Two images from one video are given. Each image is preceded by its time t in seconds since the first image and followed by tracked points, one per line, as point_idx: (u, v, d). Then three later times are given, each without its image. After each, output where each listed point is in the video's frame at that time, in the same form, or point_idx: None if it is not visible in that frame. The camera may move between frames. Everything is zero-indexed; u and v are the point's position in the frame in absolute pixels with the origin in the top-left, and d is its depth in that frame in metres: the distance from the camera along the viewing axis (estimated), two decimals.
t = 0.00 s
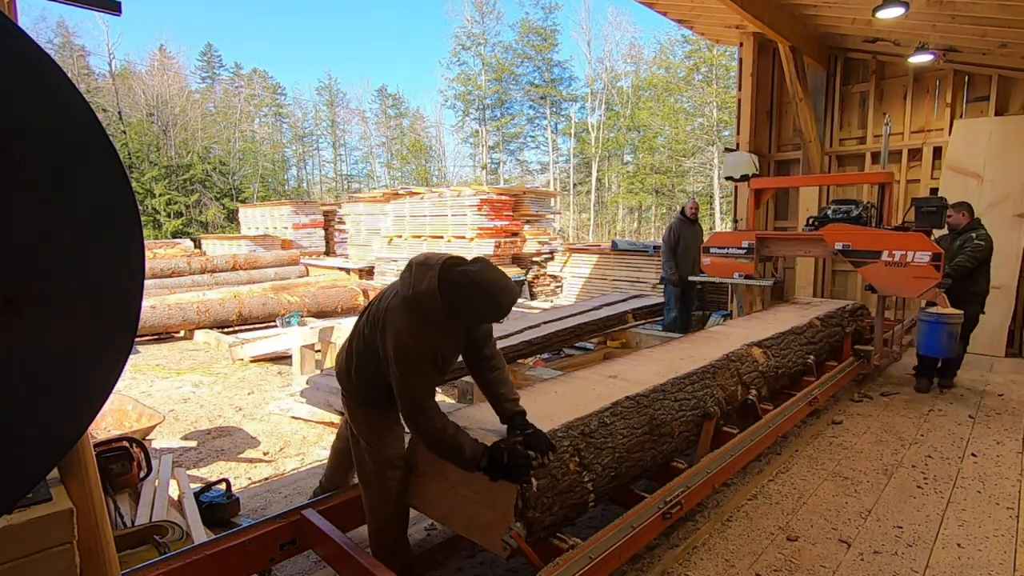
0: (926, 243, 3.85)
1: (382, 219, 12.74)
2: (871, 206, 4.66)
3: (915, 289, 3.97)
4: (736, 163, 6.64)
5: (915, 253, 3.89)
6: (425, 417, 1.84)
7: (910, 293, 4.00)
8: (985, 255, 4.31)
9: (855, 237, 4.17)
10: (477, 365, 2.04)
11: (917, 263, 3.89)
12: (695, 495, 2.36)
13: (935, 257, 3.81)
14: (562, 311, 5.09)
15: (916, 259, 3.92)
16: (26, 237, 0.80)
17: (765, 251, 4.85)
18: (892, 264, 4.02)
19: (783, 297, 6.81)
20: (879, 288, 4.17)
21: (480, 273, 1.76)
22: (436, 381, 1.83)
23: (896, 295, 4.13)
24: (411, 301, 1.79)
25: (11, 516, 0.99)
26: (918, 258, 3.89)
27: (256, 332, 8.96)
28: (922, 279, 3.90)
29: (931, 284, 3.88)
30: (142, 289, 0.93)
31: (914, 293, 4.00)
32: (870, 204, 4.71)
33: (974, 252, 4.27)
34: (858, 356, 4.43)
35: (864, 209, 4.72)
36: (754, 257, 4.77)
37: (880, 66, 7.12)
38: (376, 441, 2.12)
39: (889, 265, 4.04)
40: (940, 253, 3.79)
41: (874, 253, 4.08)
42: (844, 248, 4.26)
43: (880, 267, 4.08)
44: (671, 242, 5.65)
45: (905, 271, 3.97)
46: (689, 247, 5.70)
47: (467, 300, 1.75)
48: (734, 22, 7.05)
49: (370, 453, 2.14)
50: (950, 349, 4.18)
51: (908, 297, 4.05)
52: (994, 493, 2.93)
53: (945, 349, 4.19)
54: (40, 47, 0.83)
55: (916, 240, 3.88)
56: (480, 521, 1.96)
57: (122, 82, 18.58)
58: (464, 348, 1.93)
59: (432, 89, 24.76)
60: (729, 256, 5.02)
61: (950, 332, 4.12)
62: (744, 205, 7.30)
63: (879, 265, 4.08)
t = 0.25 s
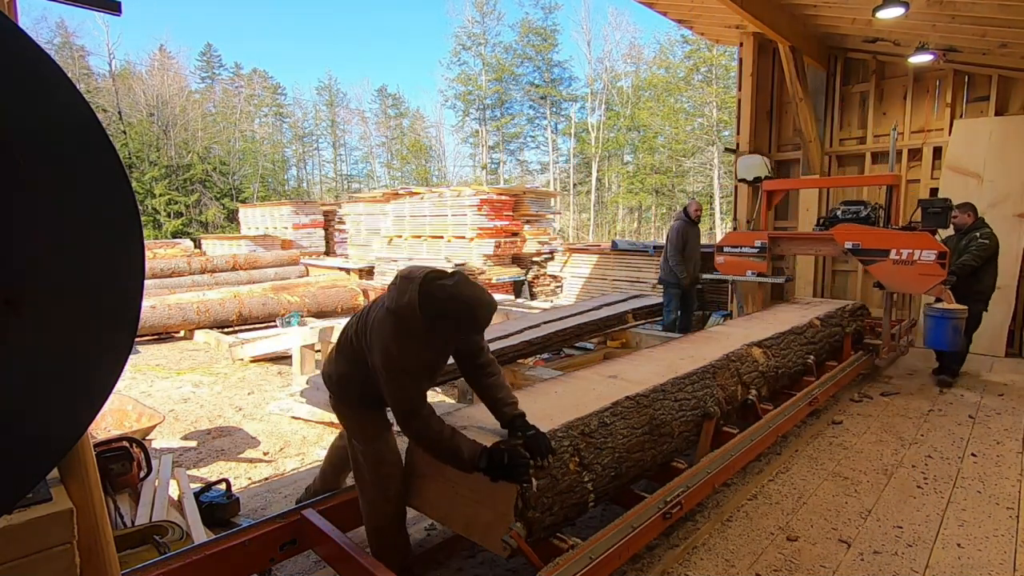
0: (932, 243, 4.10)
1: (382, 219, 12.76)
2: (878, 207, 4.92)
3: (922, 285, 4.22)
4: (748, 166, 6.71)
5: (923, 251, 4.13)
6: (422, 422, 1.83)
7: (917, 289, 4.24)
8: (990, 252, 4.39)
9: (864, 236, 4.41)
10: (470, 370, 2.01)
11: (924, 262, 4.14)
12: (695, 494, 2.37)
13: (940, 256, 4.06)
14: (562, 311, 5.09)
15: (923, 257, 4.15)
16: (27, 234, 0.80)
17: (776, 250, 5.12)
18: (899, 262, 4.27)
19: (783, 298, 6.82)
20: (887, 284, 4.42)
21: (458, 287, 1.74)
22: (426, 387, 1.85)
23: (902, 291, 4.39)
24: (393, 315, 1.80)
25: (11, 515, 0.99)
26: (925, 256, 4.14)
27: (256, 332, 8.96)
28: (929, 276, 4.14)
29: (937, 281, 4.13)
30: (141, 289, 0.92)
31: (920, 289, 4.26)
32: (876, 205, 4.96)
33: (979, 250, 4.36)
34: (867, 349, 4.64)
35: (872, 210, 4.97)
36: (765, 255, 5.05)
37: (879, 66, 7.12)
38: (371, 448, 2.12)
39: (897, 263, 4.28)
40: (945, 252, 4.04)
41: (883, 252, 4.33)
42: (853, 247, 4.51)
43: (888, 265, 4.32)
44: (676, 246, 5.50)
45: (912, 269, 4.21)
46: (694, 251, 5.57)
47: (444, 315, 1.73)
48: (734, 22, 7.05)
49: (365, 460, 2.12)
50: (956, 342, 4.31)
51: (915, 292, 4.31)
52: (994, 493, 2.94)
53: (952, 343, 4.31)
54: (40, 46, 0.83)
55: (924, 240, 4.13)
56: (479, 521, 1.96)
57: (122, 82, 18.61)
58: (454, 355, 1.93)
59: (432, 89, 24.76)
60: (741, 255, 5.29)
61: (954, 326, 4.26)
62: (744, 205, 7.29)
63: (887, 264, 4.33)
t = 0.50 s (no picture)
0: (938, 242, 4.49)
1: (382, 218, 12.77)
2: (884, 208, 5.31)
3: (928, 281, 4.61)
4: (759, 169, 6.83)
5: (929, 250, 4.53)
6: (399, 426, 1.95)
7: (923, 285, 4.64)
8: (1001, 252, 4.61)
9: (874, 236, 4.80)
10: (443, 379, 2.10)
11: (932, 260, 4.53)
12: (695, 495, 2.37)
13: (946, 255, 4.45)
14: (562, 311, 5.09)
15: (930, 256, 4.55)
16: (28, 233, 0.80)
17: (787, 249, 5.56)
18: (907, 260, 4.66)
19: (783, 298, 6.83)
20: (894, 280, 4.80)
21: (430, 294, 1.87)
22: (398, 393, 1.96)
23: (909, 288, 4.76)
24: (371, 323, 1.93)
25: (11, 515, 0.99)
26: (932, 255, 4.54)
27: (256, 332, 8.96)
28: (934, 273, 4.55)
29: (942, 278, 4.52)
30: (141, 289, 0.93)
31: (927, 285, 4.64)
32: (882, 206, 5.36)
33: (989, 249, 4.60)
34: (877, 343, 5.00)
35: (878, 211, 5.36)
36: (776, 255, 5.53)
37: (879, 66, 7.12)
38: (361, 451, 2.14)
39: (905, 261, 4.67)
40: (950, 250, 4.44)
41: (891, 251, 4.71)
42: (863, 246, 4.89)
43: (897, 262, 4.70)
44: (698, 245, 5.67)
45: (920, 267, 4.61)
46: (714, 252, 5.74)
47: (420, 320, 1.86)
48: (734, 22, 7.05)
49: (357, 464, 2.14)
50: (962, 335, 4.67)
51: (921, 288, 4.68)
52: (994, 493, 2.94)
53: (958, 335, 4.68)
54: (40, 47, 0.83)
55: (931, 239, 4.51)
56: (480, 521, 1.96)
57: (122, 82, 18.61)
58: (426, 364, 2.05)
59: (432, 89, 24.77)
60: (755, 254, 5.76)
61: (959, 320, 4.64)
62: (744, 206, 7.29)
63: (896, 262, 4.70)
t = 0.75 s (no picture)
0: (941, 242, 4.66)
1: (382, 218, 12.78)
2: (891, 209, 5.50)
3: (932, 279, 4.79)
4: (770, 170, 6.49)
5: (933, 249, 4.71)
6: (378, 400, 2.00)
7: (928, 284, 4.82)
8: (1006, 248, 4.62)
9: (879, 235, 4.99)
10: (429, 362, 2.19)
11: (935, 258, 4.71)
12: (695, 495, 2.36)
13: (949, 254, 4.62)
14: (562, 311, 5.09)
15: (934, 255, 4.73)
16: (30, 233, 0.80)
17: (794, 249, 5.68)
18: (912, 258, 4.85)
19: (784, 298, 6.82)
20: (901, 278, 4.98)
21: (443, 252, 2.02)
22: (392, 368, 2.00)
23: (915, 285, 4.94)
24: (384, 289, 2.02)
25: (11, 515, 0.99)
26: (935, 254, 4.71)
27: (256, 331, 8.96)
28: (938, 271, 4.71)
29: (946, 275, 4.69)
30: (141, 289, 0.93)
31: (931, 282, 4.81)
32: (889, 207, 5.54)
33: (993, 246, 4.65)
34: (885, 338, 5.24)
35: (885, 211, 5.54)
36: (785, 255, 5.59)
37: (880, 66, 7.12)
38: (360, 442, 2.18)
39: (910, 259, 4.86)
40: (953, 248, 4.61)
41: (897, 250, 4.90)
42: (869, 245, 5.08)
43: (902, 261, 4.90)
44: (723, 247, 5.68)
45: (924, 265, 4.79)
46: (738, 255, 5.71)
47: (433, 284, 2.00)
48: (734, 22, 7.05)
49: (359, 464, 2.16)
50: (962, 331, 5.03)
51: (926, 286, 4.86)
52: (993, 493, 2.94)
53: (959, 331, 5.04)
54: (41, 47, 0.83)
55: (935, 238, 4.69)
56: (479, 521, 1.96)
57: (122, 82, 18.62)
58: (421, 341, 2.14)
59: (432, 88, 24.77)
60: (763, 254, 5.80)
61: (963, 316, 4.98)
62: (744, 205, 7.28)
63: (901, 260, 4.90)
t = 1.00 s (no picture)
0: (945, 241, 4.72)
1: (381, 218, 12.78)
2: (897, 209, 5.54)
3: (936, 277, 4.85)
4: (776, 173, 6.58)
5: (936, 248, 4.76)
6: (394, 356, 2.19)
7: (932, 282, 4.87)
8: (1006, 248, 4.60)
9: (884, 235, 5.02)
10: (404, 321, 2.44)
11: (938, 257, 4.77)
12: (695, 495, 2.36)
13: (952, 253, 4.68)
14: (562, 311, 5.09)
15: (937, 254, 4.79)
16: (30, 233, 0.80)
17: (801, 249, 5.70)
18: (916, 257, 4.90)
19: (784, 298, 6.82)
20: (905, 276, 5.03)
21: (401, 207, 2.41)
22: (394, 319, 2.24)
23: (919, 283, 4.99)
24: (365, 251, 2.27)
25: (11, 516, 0.99)
26: (939, 253, 4.76)
27: (256, 331, 8.96)
28: (941, 269, 4.77)
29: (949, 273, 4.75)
30: (141, 289, 0.93)
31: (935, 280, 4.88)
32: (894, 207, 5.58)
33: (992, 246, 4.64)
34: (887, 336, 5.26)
35: (890, 211, 5.58)
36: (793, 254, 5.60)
37: (880, 66, 7.12)
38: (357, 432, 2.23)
39: (914, 258, 4.91)
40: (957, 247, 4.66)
41: (901, 249, 4.94)
42: (875, 245, 5.11)
43: (906, 259, 4.94)
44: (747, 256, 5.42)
45: (928, 263, 4.84)
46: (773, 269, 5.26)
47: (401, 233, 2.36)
48: (734, 22, 7.05)
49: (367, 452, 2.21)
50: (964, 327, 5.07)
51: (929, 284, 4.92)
52: (994, 493, 2.94)
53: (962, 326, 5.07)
54: (41, 47, 0.83)
55: (938, 238, 4.74)
56: (480, 521, 1.95)
57: (122, 82, 18.62)
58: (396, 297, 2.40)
59: (432, 88, 24.77)
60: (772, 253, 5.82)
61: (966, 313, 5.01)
62: (744, 206, 7.27)
63: (905, 259, 4.95)
